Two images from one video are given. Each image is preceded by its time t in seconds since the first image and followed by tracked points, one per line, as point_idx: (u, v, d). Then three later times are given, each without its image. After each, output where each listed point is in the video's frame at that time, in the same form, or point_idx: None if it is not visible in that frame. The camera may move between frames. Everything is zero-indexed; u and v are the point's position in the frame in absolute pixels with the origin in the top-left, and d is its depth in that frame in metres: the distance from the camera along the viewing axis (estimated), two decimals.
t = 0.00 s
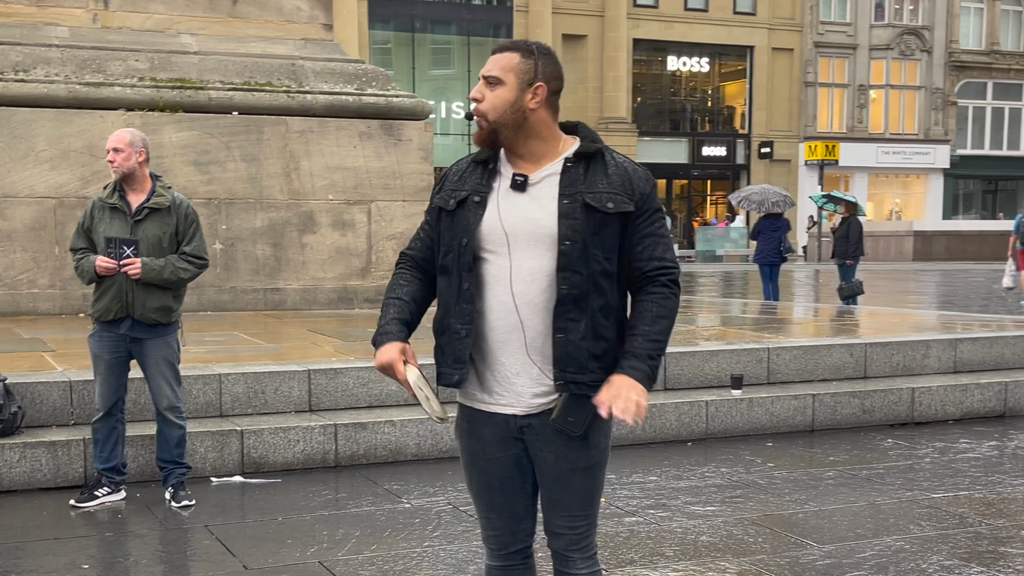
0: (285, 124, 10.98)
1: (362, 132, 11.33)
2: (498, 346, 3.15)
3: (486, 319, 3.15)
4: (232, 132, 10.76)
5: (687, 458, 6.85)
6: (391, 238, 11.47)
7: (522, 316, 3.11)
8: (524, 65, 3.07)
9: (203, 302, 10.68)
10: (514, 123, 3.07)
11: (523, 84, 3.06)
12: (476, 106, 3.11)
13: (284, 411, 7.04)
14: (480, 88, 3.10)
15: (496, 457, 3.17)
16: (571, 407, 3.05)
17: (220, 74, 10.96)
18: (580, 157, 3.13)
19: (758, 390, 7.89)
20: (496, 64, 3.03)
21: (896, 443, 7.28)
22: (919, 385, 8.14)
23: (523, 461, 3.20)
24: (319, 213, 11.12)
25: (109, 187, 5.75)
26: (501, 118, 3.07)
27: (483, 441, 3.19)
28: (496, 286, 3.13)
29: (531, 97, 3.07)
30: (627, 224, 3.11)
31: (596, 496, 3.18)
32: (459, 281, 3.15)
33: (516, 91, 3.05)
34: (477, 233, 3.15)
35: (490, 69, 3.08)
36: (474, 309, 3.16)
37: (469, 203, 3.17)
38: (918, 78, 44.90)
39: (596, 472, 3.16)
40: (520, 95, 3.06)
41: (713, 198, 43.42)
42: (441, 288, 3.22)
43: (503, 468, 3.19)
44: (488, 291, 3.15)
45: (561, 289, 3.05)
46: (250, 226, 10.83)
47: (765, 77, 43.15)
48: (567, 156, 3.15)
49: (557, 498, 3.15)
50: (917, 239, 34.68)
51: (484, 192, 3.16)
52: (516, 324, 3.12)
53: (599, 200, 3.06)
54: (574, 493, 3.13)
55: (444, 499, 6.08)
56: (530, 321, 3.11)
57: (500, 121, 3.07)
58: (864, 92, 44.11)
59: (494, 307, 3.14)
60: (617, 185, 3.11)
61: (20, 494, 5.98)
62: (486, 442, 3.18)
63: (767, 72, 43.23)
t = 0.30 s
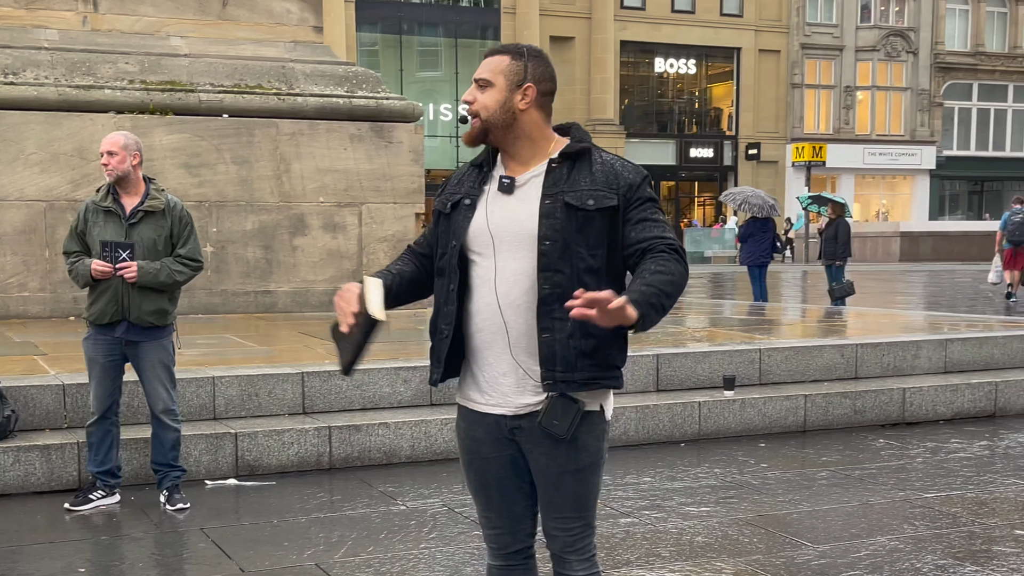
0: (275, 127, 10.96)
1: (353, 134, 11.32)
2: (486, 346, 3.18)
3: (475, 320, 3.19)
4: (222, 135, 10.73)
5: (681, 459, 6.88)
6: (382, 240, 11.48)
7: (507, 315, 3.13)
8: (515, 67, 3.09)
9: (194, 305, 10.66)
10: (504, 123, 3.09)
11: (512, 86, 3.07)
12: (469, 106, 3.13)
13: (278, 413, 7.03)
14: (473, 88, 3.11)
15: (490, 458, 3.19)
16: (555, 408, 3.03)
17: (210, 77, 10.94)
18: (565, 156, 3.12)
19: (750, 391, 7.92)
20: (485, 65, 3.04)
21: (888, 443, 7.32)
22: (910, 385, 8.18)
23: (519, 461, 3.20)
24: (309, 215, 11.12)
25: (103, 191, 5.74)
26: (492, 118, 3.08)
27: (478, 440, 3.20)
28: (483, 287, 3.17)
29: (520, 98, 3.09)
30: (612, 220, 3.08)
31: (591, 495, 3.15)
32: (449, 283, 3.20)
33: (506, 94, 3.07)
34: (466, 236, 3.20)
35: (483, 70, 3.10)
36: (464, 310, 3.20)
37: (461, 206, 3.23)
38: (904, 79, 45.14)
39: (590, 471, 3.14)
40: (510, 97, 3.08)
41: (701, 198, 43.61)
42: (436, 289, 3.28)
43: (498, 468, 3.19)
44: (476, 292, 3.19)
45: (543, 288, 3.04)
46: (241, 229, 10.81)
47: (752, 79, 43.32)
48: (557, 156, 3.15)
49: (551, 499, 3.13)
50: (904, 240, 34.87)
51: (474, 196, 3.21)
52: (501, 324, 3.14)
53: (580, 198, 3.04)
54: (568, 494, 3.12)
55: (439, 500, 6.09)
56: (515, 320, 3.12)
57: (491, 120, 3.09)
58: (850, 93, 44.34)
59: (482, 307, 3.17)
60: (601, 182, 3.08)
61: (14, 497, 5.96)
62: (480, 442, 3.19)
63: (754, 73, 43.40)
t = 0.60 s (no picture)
0: (266, 130, 10.95)
1: (343, 137, 11.31)
2: (476, 349, 3.20)
3: (466, 322, 3.22)
4: (213, 138, 10.71)
5: (673, 461, 6.91)
6: (373, 243, 11.48)
7: (497, 319, 3.15)
8: (501, 72, 3.10)
9: (185, 309, 10.65)
10: (493, 129, 3.10)
11: (500, 92, 3.09)
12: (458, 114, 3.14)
13: (271, 416, 7.03)
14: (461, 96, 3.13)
15: (485, 460, 3.20)
16: (547, 410, 3.04)
17: (201, 80, 10.93)
18: (557, 160, 3.14)
19: (742, 394, 7.96)
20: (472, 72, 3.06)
21: (879, 445, 7.36)
22: (901, 388, 8.23)
23: (514, 463, 3.21)
24: (300, 219, 11.12)
25: (95, 194, 5.73)
26: (481, 125, 3.09)
27: (472, 442, 3.21)
28: (474, 290, 3.19)
29: (508, 103, 3.10)
30: (605, 221, 3.09)
31: (587, 496, 3.15)
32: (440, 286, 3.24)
33: (494, 100, 3.08)
34: (458, 241, 3.23)
35: (471, 76, 3.11)
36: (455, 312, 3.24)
37: (452, 211, 3.26)
38: (891, 82, 45.33)
39: (586, 473, 3.15)
40: (498, 102, 3.09)
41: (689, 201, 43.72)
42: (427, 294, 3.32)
43: (494, 470, 3.20)
44: (467, 295, 3.21)
45: (539, 291, 3.05)
46: (231, 232, 10.80)
47: (740, 83, 43.49)
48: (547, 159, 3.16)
49: (547, 501, 3.14)
50: (891, 243, 35.02)
51: (464, 201, 3.24)
52: (491, 328, 3.16)
53: (573, 200, 3.06)
54: (564, 495, 3.12)
55: (433, 503, 6.10)
56: (505, 323, 3.14)
57: (480, 127, 3.10)
58: (837, 96, 44.53)
59: (473, 310, 3.19)
60: (595, 183, 3.09)
61: (7, 501, 5.95)
62: (475, 444, 3.20)
63: (741, 76, 43.54)
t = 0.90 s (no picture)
0: (258, 133, 10.94)
1: (336, 141, 11.30)
2: (471, 353, 3.23)
3: (461, 326, 3.23)
4: (205, 141, 10.70)
5: (666, 465, 6.93)
6: (365, 247, 11.48)
7: (490, 324, 3.16)
8: (493, 77, 3.13)
9: (177, 312, 10.64)
10: (486, 133, 3.13)
11: (492, 96, 3.11)
12: (451, 119, 3.18)
13: (264, 419, 7.03)
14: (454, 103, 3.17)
15: (480, 464, 3.22)
16: (540, 416, 3.05)
17: (193, 83, 10.92)
18: (550, 165, 3.14)
19: (733, 397, 8.00)
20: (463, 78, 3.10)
21: (871, 449, 7.40)
22: (891, 391, 8.27)
23: (508, 466, 3.22)
24: (292, 222, 11.11)
25: (89, 198, 5.72)
26: (474, 129, 3.13)
27: (468, 447, 3.22)
28: (468, 295, 3.21)
29: (501, 108, 3.12)
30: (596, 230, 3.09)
31: (581, 500, 3.16)
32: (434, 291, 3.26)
33: (487, 104, 3.11)
34: (452, 246, 3.24)
35: (463, 84, 3.15)
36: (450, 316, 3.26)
37: (446, 216, 3.27)
38: (880, 87, 45.50)
39: (580, 476, 3.15)
40: (490, 107, 3.12)
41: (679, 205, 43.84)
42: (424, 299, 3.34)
43: (488, 473, 3.21)
44: (461, 299, 3.23)
45: (530, 298, 3.07)
46: (224, 235, 10.80)
47: (729, 87, 43.63)
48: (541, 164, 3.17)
49: (541, 506, 3.15)
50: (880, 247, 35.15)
51: (458, 205, 3.25)
52: (484, 333, 3.18)
53: (565, 208, 3.06)
54: (558, 499, 3.13)
55: (427, 506, 6.11)
56: (498, 328, 3.16)
57: (473, 131, 3.13)
58: (826, 101, 44.73)
59: (467, 315, 3.21)
60: (586, 190, 3.09)
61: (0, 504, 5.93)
62: (469, 447, 3.21)
63: (730, 81, 43.66)
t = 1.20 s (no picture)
0: (252, 138, 10.94)
1: (329, 146, 11.32)
2: (464, 358, 3.23)
3: (455, 333, 3.24)
4: (199, 145, 10.71)
5: (659, 469, 6.95)
6: (358, 251, 11.48)
7: (482, 332, 3.18)
8: (487, 85, 3.13)
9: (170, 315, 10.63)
10: (486, 142, 3.14)
11: (488, 105, 3.12)
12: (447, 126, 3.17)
13: (258, 423, 7.02)
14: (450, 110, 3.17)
15: (474, 469, 3.23)
16: (532, 423, 3.06)
17: (187, 87, 10.91)
18: (542, 174, 3.16)
19: (726, 402, 8.02)
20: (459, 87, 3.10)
21: (863, 453, 7.43)
22: (884, 396, 8.31)
23: (502, 471, 3.23)
24: (285, 226, 11.10)
25: (84, 201, 5.71)
26: (471, 139, 3.13)
27: (463, 451, 3.24)
28: (461, 302, 3.22)
29: (497, 116, 3.14)
30: (581, 243, 3.12)
31: (573, 506, 3.17)
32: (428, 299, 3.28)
33: (484, 113, 3.12)
34: (445, 253, 3.25)
35: (458, 91, 3.15)
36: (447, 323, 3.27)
37: (440, 224, 3.28)
38: (871, 93, 45.64)
39: (571, 483, 3.16)
40: (487, 115, 3.13)
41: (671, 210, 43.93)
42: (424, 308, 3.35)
43: (484, 477, 3.23)
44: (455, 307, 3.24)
45: (516, 307, 3.08)
46: (217, 239, 10.80)
47: (721, 92, 43.71)
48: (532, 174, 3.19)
49: (534, 511, 3.16)
50: (871, 252, 35.25)
51: (453, 213, 3.27)
52: (477, 341, 3.19)
53: (553, 218, 3.08)
54: (550, 504, 3.14)
55: (421, 510, 6.11)
56: (488, 336, 3.17)
57: (470, 140, 3.14)
58: (817, 107, 44.85)
59: (460, 322, 3.22)
60: (575, 203, 3.11)
61: None
62: (464, 452, 3.23)
63: (722, 86, 43.70)
